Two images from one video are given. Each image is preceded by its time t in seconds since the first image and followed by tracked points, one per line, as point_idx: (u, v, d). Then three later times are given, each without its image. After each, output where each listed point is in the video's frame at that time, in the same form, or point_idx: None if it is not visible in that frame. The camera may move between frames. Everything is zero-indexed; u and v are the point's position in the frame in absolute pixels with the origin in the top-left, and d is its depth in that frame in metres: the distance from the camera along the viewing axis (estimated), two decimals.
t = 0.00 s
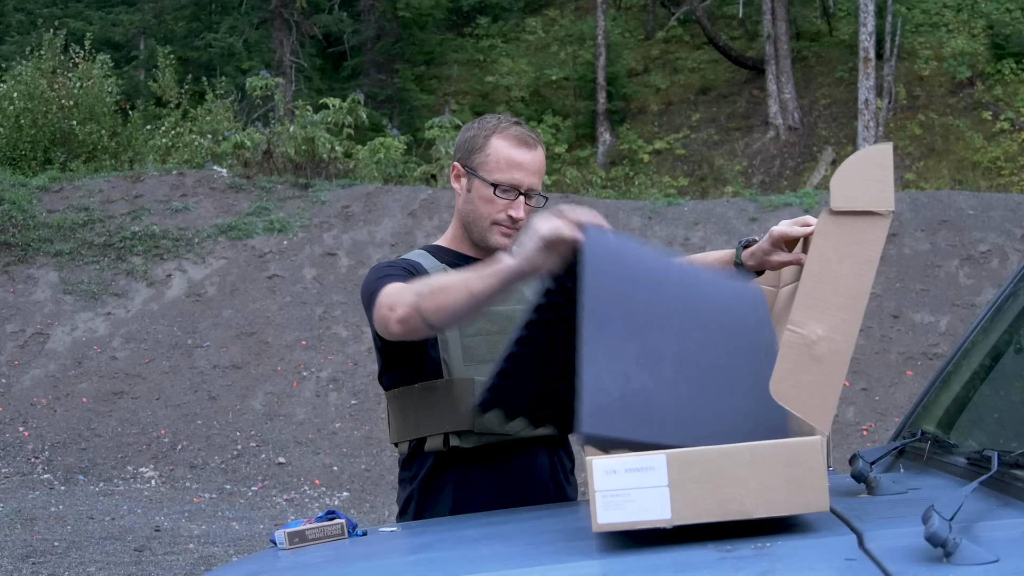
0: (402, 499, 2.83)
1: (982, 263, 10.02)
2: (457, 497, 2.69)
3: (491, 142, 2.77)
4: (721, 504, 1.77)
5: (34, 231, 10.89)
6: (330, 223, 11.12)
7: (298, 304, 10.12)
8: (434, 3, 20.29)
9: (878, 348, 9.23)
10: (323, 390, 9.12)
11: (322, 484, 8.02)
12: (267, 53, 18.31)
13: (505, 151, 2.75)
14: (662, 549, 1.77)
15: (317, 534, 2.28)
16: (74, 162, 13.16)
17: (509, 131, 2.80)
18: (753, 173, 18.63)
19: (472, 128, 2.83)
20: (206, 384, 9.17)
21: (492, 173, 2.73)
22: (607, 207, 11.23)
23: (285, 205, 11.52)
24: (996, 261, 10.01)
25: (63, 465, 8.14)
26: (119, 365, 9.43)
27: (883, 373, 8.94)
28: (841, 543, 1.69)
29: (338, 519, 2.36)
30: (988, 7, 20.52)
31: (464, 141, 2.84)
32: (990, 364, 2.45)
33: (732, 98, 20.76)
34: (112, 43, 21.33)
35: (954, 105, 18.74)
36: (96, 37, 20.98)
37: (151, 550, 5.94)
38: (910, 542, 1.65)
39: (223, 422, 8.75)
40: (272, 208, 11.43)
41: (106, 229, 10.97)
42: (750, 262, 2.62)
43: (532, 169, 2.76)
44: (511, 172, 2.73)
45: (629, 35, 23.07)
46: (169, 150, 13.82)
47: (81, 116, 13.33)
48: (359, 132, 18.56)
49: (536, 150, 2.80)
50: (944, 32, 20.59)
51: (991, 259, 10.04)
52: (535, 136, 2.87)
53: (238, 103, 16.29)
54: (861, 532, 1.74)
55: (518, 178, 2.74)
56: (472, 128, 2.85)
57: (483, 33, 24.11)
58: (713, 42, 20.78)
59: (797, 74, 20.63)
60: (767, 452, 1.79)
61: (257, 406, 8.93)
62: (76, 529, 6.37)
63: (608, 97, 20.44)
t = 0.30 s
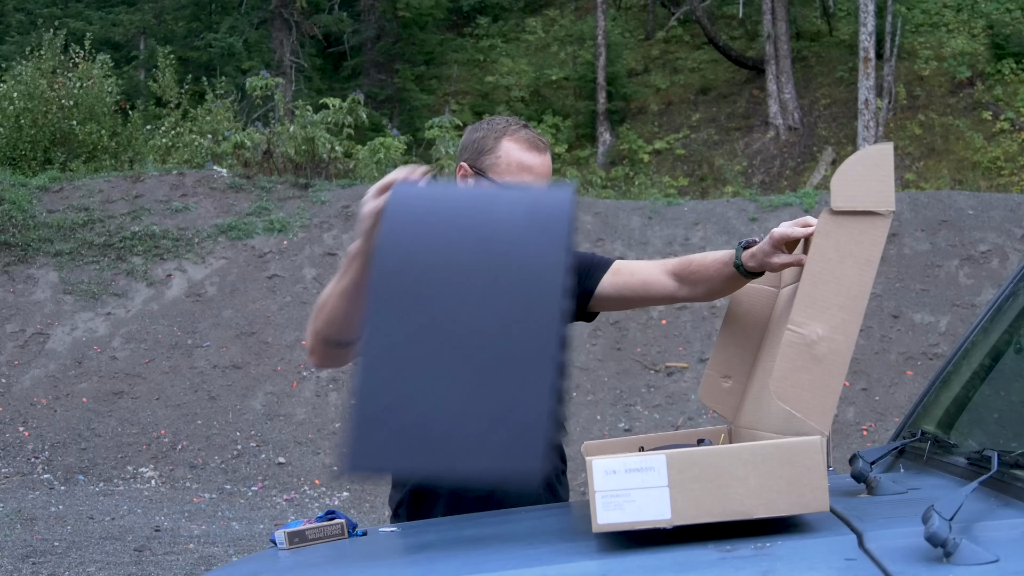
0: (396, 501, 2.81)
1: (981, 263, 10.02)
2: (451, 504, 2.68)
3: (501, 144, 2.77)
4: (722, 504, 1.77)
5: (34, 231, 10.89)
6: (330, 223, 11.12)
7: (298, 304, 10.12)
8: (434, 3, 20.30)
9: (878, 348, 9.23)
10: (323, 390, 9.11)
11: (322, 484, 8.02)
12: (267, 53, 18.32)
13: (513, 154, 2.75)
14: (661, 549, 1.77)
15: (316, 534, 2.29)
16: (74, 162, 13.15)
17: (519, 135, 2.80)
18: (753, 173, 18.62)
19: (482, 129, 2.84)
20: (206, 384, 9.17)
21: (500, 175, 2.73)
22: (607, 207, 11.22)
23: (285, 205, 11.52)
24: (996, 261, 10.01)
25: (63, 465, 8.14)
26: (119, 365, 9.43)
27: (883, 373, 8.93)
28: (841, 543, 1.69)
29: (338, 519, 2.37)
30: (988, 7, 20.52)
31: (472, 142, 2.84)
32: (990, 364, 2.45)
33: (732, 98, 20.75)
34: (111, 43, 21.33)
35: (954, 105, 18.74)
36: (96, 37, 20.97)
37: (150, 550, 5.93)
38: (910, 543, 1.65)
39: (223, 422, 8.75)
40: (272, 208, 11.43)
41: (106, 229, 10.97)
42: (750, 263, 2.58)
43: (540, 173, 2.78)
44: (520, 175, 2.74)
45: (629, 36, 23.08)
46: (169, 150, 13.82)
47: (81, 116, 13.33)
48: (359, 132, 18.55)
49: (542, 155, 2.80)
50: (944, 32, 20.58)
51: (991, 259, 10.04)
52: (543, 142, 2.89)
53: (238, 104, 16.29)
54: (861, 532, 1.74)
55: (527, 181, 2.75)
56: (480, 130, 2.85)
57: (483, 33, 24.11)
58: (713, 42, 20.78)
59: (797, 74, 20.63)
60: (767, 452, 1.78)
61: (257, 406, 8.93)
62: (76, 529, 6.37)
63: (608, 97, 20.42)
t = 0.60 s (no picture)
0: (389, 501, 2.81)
1: (981, 263, 10.02)
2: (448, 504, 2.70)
3: (492, 142, 2.77)
4: (723, 503, 1.77)
5: (34, 231, 10.89)
6: (330, 223, 11.12)
7: (298, 304, 10.12)
8: (434, 3, 20.31)
9: (878, 348, 9.23)
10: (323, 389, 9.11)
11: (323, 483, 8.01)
12: (267, 53, 18.31)
13: (505, 152, 2.76)
14: (660, 548, 1.76)
15: (317, 534, 2.29)
16: (74, 162, 13.14)
17: (510, 132, 2.81)
18: (753, 173, 18.62)
19: (473, 128, 2.85)
20: (206, 385, 9.17)
21: (494, 173, 2.75)
22: (607, 207, 11.21)
23: (285, 205, 11.52)
24: (996, 261, 10.01)
25: (63, 465, 8.14)
26: (119, 365, 9.43)
27: (883, 373, 8.94)
28: (841, 543, 1.69)
29: (338, 519, 2.36)
30: (988, 7, 20.51)
31: (463, 141, 2.85)
32: (990, 364, 2.45)
33: (732, 98, 20.75)
34: (111, 43, 21.32)
35: (954, 105, 18.74)
36: (95, 37, 20.96)
37: (151, 550, 5.94)
38: (911, 543, 1.65)
39: (223, 422, 8.75)
40: (272, 208, 11.43)
41: (106, 229, 10.97)
42: (743, 263, 2.64)
43: (533, 170, 2.78)
44: (513, 173, 2.75)
45: (629, 36, 23.07)
46: (169, 150, 13.82)
47: (81, 116, 13.33)
48: (359, 131, 18.55)
49: (535, 152, 2.81)
50: (944, 32, 20.57)
51: (991, 259, 10.04)
52: (535, 140, 2.90)
53: (238, 104, 16.28)
54: (861, 531, 1.74)
55: (519, 178, 2.76)
56: (471, 129, 2.86)
57: (483, 33, 24.11)
58: (713, 42, 20.77)
59: (797, 74, 20.63)
60: (767, 451, 1.79)
61: (257, 406, 8.93)
62: (76, 529, 6.37)
63: (608, 97, 20.41)
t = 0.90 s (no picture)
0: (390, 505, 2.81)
1: (981, 263, 10.02)
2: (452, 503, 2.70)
3: (480, 139, 2.78)
4: (723, 504, 1.77)
5: (34, 231, 10.89)
6: (330, 223, 11.12)
7: (298, 304, 10.12)
8: (434, 3, 20.31)
9: (878, 348, 9.23)
10: (323, 390, 9.11)
11: (323, 483, 8.02)
12: (267, 53, 18.30)
13: (493, 148, 2.77)
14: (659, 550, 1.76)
15: (317, 534, 2.30)
16: (74, 162, 13.14)
17: (495, 129, 2.82)
18: (753, 173, 18.62)
19: (458, 129, 2.85)
20: (206, 385, 9.17)
21: (482, 168, 2.75)
22: (607, 207, 11.21)
23: (285, 205, 11.52)
24: (996, 261, 10.02)
25: (63, 465, 8.14)
26: (119, 365, 9.43)
27: (883, 373, 8.94)
28: (841, 543, 1.69)
29: (337, 519, 2.37)
30: (988, 7, 20.51)
31: (450, 142, 2.85)
32: (990, 365, 2.45)
33: (732, 98, 20.74)
34: (111, 43, 21.31)
35: (954, 105, 18.74)
36: (95, 37, 20.95)
37: (151, 550, 5.94)
38: (911, 543, 1.65)
39: (223, 422, 8.75)
40: (272, 208, 11.43)
41: (106, 229, 10.97)
42: (742, 260, 2.67)
43: (521, 163, 2.79)
44: (502, 168, 2.76)
45: (629, 36, 23.07)
46: (169, 150, 13.82)
47: (81, 116, 13.32)
48: (359, 131, 18.54)
49: (522, 147, 2.82)
50: (944, 32, 20.57)
51: (991, 259, 10.04)
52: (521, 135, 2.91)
53: (238, 104, 16.28)
54: (861, 532, 1.74)
55: (509, 172, 2.76)
56: (457, 129, 2.86)
57: (483, 33, 24.11)
58: (713, 42, 20.77)
59: (797, 74, 20.63)
60: (767, 453, 1.79)
61: (257, 406, 8.93)
62: (76, 529, 6.37)
63: (608, 97, 20.41)
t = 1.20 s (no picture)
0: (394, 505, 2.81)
1: (982, 263, 10.02)
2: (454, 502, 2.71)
3: (481, 139, 2.79)
4: (722, 502, 1.77)
5: (34, 231, 10.89)
6: (330, 223, 11.12)
7: (298, 304, 10.12)
8: (434, 2, 20.31)
9: (878, 349, 9.23)
10: (323, 390, 9.12)
11: (322, 484, 8.03)
12: (267, 52, 18.30)
13: (495, 147, 2.78)
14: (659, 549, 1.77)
15: (317, 534, 2.30)
16: (74, 162, 13.14)
17: (497, 128, 2.83)
18: (753, 173, 18.62)
19: (461, 129, 2.87)
20: (206, 385, 9.17)
21: (483, 169, 2.76)
22: (607, 207, 11.21)
23: (285, 205, 11.52)
24: (996, 261, 10.01)
25: (62, 465, 8.14)
26: (119, 364, 9.43)
27: (883, 373, 8.94)
28: (841, 543, 1.69)
29: (337, 519, 2.39)
30: (988, 7, 20.51)
31: (453, 142, 2.86)
32: (990, 365, 2.45)
33: (732, 98, 20.73)
34: (111, 43, 21.32)
35: (954, 105, 18.74)
36: (95, 37, 20.96)
37: (151, 550, 5.94)
38: (910, 543, 1.65)
39: (223, 422, 8.75)
40: (272, 208, 11.43)
41: (106, 229, 10.97)
42: (746, 260, 2.66)
43: (523, 163, 2.80)
44: (503, 167, 2.76)
45: (629, 35, 23.07)
46: (169, 150, 13.82)
47: (81, 116, 13.32)
48: (359, 132, 18.54)
49: (524, 145, 2.83)
50: (944, 32, 20.57)
51: (991, 259, 10.03)
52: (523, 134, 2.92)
53: (238, 104, 16.28)
54: (861, 532, 1.74)
55: (510, 172, 2.77)
56: (460, 129, 2.87)
57: (483, 33, 24.11)
58: (713, 42, 20.77)
59: (797, 74, 20.63)
60: (766, 450, 1.79)
61: (257, 406, 8.93)
62: (76, 529, 6.37)
63: (608, 98, 20.41)
